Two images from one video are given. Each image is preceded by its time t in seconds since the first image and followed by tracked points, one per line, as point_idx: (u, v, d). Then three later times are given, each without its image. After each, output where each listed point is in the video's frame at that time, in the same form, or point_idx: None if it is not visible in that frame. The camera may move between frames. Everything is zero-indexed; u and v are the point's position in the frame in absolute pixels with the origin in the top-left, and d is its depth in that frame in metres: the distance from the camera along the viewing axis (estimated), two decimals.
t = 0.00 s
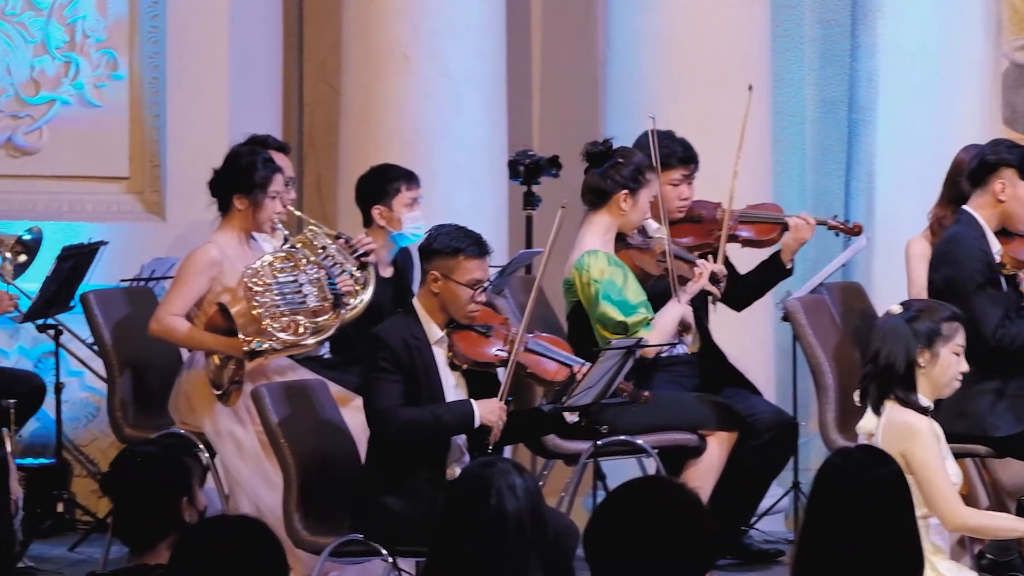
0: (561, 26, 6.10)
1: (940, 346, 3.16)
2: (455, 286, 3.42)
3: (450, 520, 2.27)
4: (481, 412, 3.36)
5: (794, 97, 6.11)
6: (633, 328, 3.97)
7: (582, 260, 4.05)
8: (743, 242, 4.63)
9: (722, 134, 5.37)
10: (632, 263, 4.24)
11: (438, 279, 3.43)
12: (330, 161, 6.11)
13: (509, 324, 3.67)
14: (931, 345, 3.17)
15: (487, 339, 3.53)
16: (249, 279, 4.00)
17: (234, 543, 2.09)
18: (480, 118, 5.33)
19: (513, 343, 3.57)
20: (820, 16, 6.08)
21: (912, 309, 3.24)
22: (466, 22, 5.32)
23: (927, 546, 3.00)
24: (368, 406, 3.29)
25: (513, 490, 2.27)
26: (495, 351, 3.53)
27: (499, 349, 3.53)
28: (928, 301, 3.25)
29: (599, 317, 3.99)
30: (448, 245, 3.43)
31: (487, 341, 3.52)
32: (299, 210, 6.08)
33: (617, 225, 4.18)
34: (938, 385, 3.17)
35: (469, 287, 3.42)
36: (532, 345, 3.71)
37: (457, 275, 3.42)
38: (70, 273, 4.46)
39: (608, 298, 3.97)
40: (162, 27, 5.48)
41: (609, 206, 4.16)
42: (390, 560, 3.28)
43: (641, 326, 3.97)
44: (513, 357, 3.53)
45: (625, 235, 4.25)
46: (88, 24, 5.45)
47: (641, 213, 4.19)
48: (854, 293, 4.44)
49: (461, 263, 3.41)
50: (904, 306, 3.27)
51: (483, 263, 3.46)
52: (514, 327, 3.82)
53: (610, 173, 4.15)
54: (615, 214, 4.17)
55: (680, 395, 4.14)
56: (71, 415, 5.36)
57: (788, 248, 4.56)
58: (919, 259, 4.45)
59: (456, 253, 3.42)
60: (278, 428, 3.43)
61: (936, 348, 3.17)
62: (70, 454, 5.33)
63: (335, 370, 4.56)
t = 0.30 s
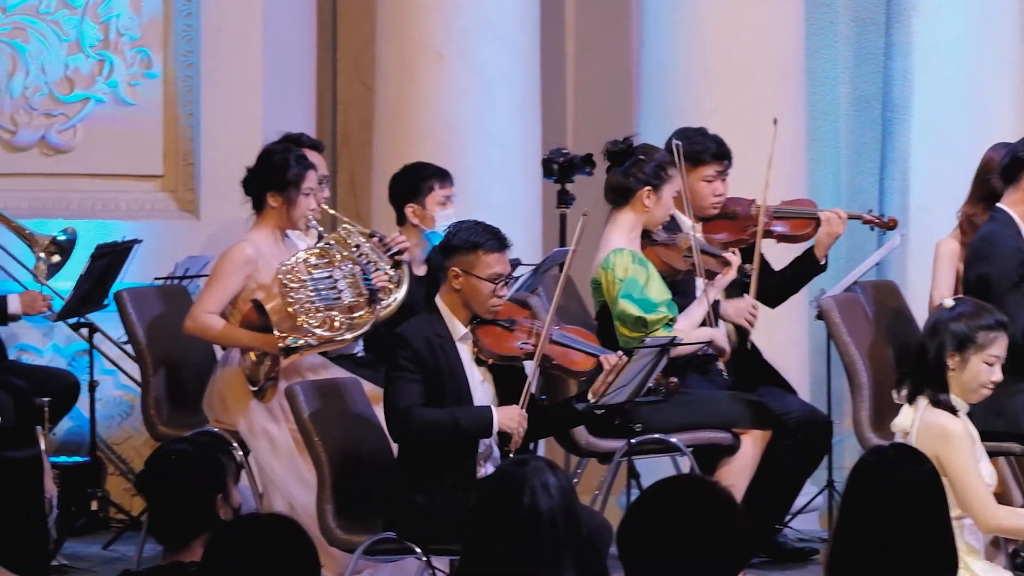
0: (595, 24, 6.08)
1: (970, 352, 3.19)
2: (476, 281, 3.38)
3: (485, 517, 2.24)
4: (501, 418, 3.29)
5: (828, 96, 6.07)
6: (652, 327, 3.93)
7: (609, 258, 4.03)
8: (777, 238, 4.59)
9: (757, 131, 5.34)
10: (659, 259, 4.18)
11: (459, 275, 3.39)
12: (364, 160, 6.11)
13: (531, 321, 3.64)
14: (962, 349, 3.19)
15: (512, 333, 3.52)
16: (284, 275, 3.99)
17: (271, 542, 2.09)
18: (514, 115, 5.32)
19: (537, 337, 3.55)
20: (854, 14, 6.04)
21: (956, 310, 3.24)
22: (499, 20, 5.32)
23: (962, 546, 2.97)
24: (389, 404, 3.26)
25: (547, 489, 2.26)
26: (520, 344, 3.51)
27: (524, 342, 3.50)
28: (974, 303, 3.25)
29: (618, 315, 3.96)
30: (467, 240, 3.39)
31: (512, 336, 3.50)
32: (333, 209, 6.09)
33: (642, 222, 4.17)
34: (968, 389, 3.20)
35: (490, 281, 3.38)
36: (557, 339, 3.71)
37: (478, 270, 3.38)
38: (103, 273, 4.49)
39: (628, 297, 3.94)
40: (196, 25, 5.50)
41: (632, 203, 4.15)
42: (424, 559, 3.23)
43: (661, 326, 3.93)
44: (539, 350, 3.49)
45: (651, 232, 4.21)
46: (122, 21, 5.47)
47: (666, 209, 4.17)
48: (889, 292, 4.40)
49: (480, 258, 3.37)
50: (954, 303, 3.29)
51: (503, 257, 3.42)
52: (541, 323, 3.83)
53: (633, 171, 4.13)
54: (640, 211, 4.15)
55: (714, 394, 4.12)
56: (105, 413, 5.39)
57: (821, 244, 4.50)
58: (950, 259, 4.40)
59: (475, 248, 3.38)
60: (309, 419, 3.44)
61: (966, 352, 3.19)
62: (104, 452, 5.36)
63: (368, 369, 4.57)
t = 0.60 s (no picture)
0: (632, 21, 6.06)
1: (1010, 352, 3.16)
2: (504, 280, 3.34)
3: (521, 517, 2.23)
4: (519, 431, 3.21)
5: (866, 94, 6.04)
6: (682, 325, 3.89)
7: (643, 256, 4.01)
8: (815, 237, 4.55)
9: (795, 129, 5.30)
10: (694, 257, 4.15)
11: (486, 274, 3.35)
12: (401, 158, 6.12)
13: (561, 315, 3.55)
14: (1002, 350, 3.16)
15: (540, 329, 3.43)
16: (322, 273, 3.99)
17: (309, 542, 2.09)
18: (551, 113, 5.31)
19: (566, 332, 3.46)
20: (892, 13, 6.00)
21: (995, 310, 3.20)
22: (537, 18, 5.30)
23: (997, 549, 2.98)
24: (408, 405, 3.24)
25: (584, 487, 2.23)
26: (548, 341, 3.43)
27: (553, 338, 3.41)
28: (1014, 303, 3.21)
29: (648, 311, 3.92)
30: (493, 239, 3.35)
31: (541, 332, 3.43)
32: (370, 207, 6.10)
33: (676, 220, 4.15)
34: (1008, 391, 3.16)
35: (517, 279, 3.33)
36: (586, 334, 3.61)
37: (506, 269, 3.33)
38: (140, 271, 4.52)
39: (660, 294, 3.91)
40: (233, 24, 5.52)
41: (666, 200, 4.13)
42: (463, 557, 3.22)
43: (692, 325, 3.89)
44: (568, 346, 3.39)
45: (685, 230, 4.20)
46: (160, 20, 5.50)
47: (699, 206, 4.14)
48: (928, 290, 4.35)
49: (507, 256, 3.33)
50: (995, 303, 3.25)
51: (530, 255, 3.37)
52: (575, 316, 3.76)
53: (666, 170, 4.12)
54: (673, 208, 4.14)
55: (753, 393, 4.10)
56: (141, 411, 5.42)
57: (848, 245, 4.43)
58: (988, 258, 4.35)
59: (502, 246, 3.33)
60: (344, 415, 3.45)
61: (1006, 354, 3.16)
62: (141, 450, 5.40)
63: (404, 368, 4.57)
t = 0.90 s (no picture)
0: (668, 18, 6.03)
1: None
2: (534, 278, 3.33)
3: (559, 514, 2.21)
4: (537, 440, 3.17)
5: (901, 93, 5.97)
6: (712, 323, 3.90)
7: (677, 254, 4.00)
8: (851, 234, 4.51)
9: (831, 126, 5.27)
10: (729, 255, 4.10)
11: (516, 271, 3.34)
12: (435, 156, 6.12)
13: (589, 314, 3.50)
14: None
15: (570, 326, 3.41)
16: (358, 270, 4.00)
17: (342, 534, 2.09)
18: (585, 111, 5.30)
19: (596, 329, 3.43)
20: (927, 12, 5.93)
21: None
22: (572, 15, 5.29)
23: None
24: (430, 405, 3.24)
25: (618, 485, 2.22)
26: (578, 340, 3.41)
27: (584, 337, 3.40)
28: None
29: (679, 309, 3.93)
30: (522, 236, 3.35)
31: (573, 331, 3.40)
32: (404, 205, 6.11)
33: (710, 218, 4.13)
34: None
35: (547, 277, 3.32)
36: (614, 331, 3.55)
37: (535, 266, 3.32)
38: (175, 268, 4.53)
39: (692, 292, 3.90)
40: (267, 21, 5.53)
41: (701, 198, 4.11)
42: (498, 556, 3.22)
43: (721, 325, 3.90)
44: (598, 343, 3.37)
45: (719, 228, 4.16)
46: (194, 18, 5.52)
47: (734, 203, 4.11)
48: (963, 288, 4.31)
49: (536, 254, 3.32)
50: None
51: (560, 253, 3.36)
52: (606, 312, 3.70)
53: (700, 169, 4.09)
54: (708, 205, 4.11)
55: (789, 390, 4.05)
56: (176, 410, 5.47)
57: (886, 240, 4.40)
58: None
59: (532, 244, 3.33)
60: (377, 411, 3.47)
61: None
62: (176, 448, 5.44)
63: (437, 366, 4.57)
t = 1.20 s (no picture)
0: (699, 16, 6.00)
1: None
2: (568, 274, 3.31)
3: (587, 515, 2.21)
4: (558, 454, 3.15)
5: (932, 90, 5.93)
6: (743, 323, 3.87)
7: (710, 251, 3.97)
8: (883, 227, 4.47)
9: (864, 124, 5.22)
10: (762, 254, 4.07)
11: (551, 268, 3.33)
12: (466, 154, 6.12)
13: (624, 311, 3.48)
14: None
15: (604, 325, 3.40)
16: (390, 269, 3.99)
17: (371, 533, 2.07)
18: (616, 109, 5.28)
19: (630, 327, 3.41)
20: (960, 8, 5.88)
21: None
22: (603, 13, 5.27)
23: None
24: (459, 404, 3.23)
25: (649, 484, 2.19)
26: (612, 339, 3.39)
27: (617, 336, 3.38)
28: None
29: (709, 307, 3.91)
30: (559, 233, 3.33)
31: (606, 328, 3.38)
32: (435, 203, 6.11)
33: (743, 216, 4.09)
34: None
35: (582, 274, 3.30)
36: (648, 329, 3.54)
37: (570, 263, 3.30)
38: (206, 267, 4.54)
39: (723, 290, 3.88)
40: (299, 20, 5.54)
41: (734, 196, 4.07)
42: (527, 554, 3.21)
43: (751, 324, 3.87)
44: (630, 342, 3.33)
45: (752, 226, 4.12)
46: (225, 17, 5.54)
47: (767, 201, 4.08)
48: (995, 287, 4.26)
49: (572, 251, 3.30)
50: None
51: (597, 250, 3.34)
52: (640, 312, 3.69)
53: (733, 167, 4.06)
54: (740, 203, 4.08)
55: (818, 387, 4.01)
56: (207, 408, 5.49)
57: (919, 232, 4.37)
58: None
59: (568, 240, 3.31)
60: (408, 408, 3.46)
61: None
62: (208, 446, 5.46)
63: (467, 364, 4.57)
